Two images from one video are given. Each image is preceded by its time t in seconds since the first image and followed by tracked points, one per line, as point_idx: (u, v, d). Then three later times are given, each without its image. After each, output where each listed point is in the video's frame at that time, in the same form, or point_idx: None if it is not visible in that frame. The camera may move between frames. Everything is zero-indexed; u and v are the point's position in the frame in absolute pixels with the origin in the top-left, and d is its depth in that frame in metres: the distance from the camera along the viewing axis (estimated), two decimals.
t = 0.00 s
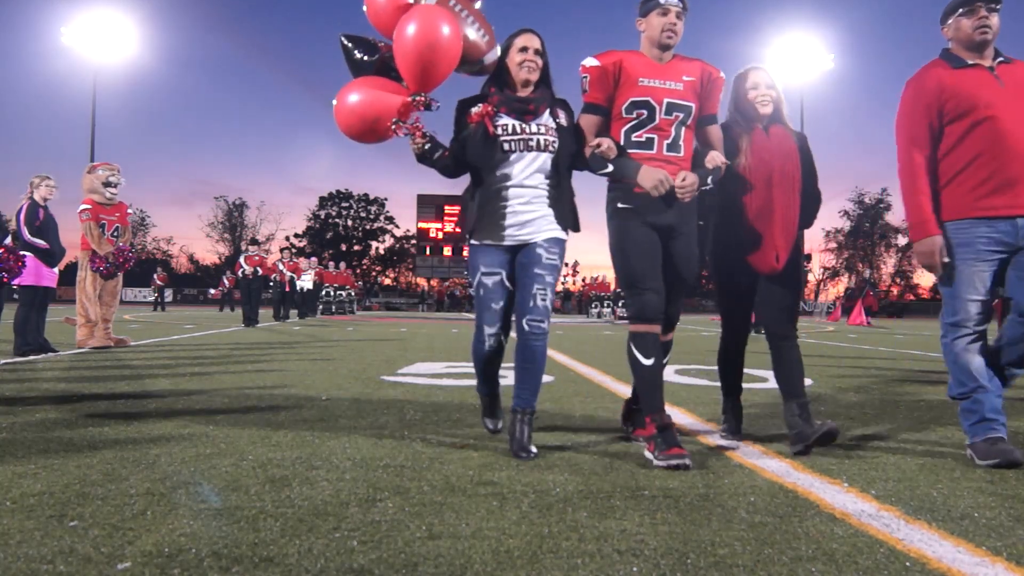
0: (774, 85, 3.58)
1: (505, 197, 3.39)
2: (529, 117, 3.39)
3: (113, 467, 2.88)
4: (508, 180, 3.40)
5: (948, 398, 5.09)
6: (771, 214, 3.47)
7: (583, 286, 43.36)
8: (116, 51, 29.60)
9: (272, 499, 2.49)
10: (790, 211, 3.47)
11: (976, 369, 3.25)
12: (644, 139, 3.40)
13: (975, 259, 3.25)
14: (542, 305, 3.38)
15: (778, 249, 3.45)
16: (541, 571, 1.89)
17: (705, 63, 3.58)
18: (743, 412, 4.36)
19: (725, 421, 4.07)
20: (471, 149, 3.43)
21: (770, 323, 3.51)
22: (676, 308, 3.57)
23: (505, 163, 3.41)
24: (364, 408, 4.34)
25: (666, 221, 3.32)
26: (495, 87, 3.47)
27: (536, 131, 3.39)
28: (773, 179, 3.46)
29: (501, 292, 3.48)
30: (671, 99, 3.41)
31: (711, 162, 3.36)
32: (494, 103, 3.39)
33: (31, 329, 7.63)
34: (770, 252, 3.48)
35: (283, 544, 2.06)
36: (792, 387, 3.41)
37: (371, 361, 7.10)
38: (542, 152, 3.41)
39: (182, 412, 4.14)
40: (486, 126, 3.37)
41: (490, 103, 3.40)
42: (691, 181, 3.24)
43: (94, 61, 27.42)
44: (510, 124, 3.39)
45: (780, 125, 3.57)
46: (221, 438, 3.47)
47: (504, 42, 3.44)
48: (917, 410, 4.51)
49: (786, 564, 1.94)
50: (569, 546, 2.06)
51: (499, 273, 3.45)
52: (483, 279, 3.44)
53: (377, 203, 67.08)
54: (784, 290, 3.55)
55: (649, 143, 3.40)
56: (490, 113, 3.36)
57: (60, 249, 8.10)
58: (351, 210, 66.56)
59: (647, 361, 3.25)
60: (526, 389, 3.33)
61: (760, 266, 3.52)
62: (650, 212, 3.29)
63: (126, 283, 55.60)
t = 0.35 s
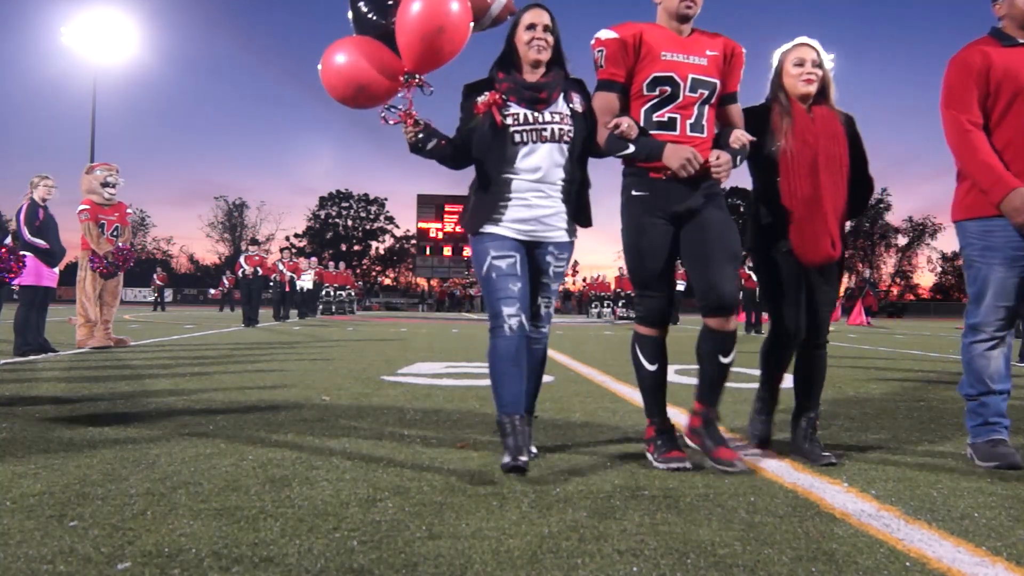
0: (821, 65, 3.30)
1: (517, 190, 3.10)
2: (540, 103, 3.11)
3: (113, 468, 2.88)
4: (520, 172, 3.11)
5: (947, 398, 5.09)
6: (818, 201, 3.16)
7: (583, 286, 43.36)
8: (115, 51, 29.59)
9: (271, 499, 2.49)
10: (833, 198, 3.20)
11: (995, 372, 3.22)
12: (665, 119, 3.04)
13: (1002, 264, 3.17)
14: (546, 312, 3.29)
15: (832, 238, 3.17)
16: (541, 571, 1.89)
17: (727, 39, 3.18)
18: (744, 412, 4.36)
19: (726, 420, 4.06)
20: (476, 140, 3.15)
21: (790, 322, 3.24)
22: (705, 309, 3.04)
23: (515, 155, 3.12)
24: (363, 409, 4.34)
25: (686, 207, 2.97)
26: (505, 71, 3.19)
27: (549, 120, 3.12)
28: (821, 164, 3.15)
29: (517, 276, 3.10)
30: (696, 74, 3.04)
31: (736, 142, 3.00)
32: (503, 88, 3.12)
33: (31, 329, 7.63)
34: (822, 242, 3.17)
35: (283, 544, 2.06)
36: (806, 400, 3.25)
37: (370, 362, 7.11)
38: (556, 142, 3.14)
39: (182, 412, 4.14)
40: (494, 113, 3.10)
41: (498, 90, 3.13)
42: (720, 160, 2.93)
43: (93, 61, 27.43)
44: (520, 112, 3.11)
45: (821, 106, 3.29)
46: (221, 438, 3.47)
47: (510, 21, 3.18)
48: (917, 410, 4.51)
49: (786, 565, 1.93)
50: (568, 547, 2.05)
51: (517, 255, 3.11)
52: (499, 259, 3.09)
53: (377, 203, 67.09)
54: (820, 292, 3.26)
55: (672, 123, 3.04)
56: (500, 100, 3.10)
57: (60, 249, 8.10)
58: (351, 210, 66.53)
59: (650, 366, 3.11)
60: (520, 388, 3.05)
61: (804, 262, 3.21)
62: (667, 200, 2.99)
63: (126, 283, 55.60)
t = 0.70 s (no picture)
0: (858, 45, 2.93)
1: (532, 175, 2.83)
2: (557, 83, 2.83)
3: (113, 467, 2.88)
4: (537, 153, 2.84)
5: (948, 398, 5.10)
6: (868, 202, 2.77)
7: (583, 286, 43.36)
8: (115, 52, 29.61)
9: (272, 499, 2.49)
10: (888, 197, 2.79)
11: None
12: (696, 104, 2.81)
13: None
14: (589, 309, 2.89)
15: (885, 244, 2.79)
16: (541, 571, 1.89)
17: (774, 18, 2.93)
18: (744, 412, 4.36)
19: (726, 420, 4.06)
20: (488, 121, 2.80)
21: (830, 335, 2.90)
22: (722, 322, 2.84)
23: (532, 135, 2.84)
24: (363, 409, 4.35)
25: (716, 204, 2.73)
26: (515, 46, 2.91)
27: (567, 98, 2.84)
28: (871, 159, 2.75)
29: (528, 279, 2.83)
30: (733, 56, 2.80)
31: (775, 131, 2.73)
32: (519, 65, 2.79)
33: (31, 329, 7.63)
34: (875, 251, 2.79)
35: (283, 544, 2.06)
36: (858, 415, 2.82)
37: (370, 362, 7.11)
38: (572, 124, 2.88)
39: (182, 412, 4.15)
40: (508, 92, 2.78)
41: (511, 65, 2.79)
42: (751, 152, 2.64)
43: (92, 60, 27.43)
44: (536, 90, 2.81)
45: (867, 93, 2.91)
46: (221, 437, 3.48)
47: None
48: (917, 410, 4.51)
49: (786, 564, 1.94)
50: (568, 547, 2.06)
51: (528, 253, 2.83)
52: (512, 261, 2.81)
53: (377, 203, 67.10)
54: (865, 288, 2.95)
55: (702, 109, 2.80)
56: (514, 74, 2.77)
57: (60, 249, 8.10)
58: (351, 210, 66.52)
59: (663, 373, 3.02)
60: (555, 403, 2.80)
61: (851, 267, 2.84)
62: (695, 197, 2.75)
63: (125, 283, 55.31)
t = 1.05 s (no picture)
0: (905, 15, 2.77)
1: (549, 168, 2.62)
2: (578, 66, 2.60)
3: (113, 467, 2.88)
4: (550, 144, 2.62)
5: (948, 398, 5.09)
6: (917, 175, 2.57)
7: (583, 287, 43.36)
8: (114, 52, 29.60)
9: (272, 499, 2.49)
10: (935, 173, 2.62)
11: None
12: (729, 83, 2.60)
13: None
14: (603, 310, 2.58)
15: (934, 220, 2.57)
16: (541, 571, 1.89)
17: None
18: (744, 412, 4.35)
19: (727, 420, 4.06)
20: (501, 106, 2.62)
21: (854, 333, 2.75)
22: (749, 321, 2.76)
23: (547, 124, 2.62)
24: (363, 409, 4.34)
25: (753, 190, 2.55)
26: (533, 28, 2.67)
27: (588, 84, 2.60)
28: (919, 130, 2.58)
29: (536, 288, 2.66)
30: (765, 32, 2.59)
31: (820, 107, 2.53)
32: (537, 47, 2.59)
33: (31, 329, 7.63)
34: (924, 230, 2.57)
35: (283, 544, 2.06)
36: (913, 404, 2.73)
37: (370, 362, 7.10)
38: (594, 110, 2.63)
39: (181, 412, 4.15)
40: (525, 79, 2.57)
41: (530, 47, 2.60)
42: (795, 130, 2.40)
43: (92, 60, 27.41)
44: (555, 76, 2.59)
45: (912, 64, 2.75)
46: (221, 437, 3.48)
47: None
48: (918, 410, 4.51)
49: (787, 565, 1.93)
50: (568, 548, 2.05)
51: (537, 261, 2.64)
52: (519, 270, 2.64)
53: (377, 203, 67.11)
54: (921, 289, 2.66)
55: (734, 90, 2.59)
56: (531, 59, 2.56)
57: (60, 249, 8.09)
58: (351, 210, 66.48)
59: (716, 372, 2.55)
60: (596, 422, 2.47)
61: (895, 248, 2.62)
62: (733, 178, 2.54)
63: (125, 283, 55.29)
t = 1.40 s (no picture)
0: None
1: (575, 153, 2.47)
2: (603, 45, 2.49)
3: (114, 467, 2.89)
4: (579, 131, 2.49)
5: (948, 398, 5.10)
6: (982, 169, 2.30)
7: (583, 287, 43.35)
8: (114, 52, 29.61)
9: (272, 499, 2.49)
10: (1004, 166, 2.33)
11: None
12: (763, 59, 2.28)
13: None
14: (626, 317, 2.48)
15: (999, 221, 2.29)
16: (541, 571, 1.89)
17: None
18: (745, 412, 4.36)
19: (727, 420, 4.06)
20: (523, 85, 2.57)
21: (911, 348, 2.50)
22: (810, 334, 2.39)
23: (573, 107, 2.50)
24: (363, 409, 4.34)
25: (797, 179, 2.24)
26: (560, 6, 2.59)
27: (614, 63, 2.48)
28: (985, 118, 2.30)
29: (572, 274, 2.43)
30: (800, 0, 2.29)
31: (857, 85, 2.28)
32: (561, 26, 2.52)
33: (31, 330, 7.62)
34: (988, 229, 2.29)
35: (283, 544, 2.06)
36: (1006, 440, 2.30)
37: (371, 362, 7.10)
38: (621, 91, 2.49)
39: (181, 412, 4.15)
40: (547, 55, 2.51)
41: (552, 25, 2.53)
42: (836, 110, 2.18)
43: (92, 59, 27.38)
44: (578, 53, 2.49)
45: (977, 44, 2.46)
46: (221, 437, 3.48)
47: None
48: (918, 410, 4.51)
49: (787, 565, 1.93)
50: (569, 548, 2.05)
51: (575, 247, 2.44)
52: (553, 252, 2.44)
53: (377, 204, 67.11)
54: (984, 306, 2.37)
55: (770, 66, 2.28)
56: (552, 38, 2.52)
57: (60, 249, 8.09)
58: (351, 210, 66.45)
59: (760, 394, 2.26)
60: (601, 425, 2.47)
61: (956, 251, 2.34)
62: (773, 167, 2.23)
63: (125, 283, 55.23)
